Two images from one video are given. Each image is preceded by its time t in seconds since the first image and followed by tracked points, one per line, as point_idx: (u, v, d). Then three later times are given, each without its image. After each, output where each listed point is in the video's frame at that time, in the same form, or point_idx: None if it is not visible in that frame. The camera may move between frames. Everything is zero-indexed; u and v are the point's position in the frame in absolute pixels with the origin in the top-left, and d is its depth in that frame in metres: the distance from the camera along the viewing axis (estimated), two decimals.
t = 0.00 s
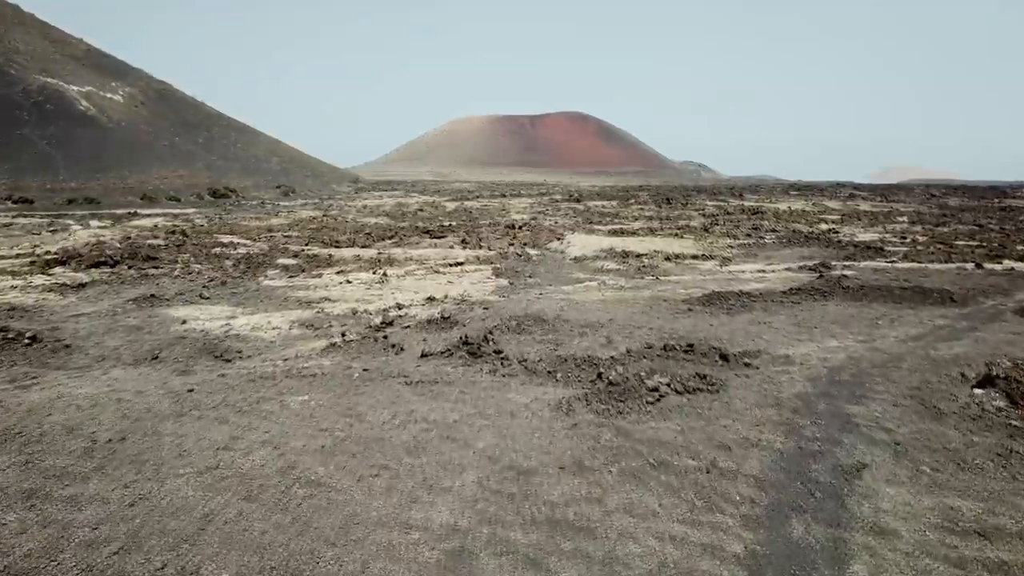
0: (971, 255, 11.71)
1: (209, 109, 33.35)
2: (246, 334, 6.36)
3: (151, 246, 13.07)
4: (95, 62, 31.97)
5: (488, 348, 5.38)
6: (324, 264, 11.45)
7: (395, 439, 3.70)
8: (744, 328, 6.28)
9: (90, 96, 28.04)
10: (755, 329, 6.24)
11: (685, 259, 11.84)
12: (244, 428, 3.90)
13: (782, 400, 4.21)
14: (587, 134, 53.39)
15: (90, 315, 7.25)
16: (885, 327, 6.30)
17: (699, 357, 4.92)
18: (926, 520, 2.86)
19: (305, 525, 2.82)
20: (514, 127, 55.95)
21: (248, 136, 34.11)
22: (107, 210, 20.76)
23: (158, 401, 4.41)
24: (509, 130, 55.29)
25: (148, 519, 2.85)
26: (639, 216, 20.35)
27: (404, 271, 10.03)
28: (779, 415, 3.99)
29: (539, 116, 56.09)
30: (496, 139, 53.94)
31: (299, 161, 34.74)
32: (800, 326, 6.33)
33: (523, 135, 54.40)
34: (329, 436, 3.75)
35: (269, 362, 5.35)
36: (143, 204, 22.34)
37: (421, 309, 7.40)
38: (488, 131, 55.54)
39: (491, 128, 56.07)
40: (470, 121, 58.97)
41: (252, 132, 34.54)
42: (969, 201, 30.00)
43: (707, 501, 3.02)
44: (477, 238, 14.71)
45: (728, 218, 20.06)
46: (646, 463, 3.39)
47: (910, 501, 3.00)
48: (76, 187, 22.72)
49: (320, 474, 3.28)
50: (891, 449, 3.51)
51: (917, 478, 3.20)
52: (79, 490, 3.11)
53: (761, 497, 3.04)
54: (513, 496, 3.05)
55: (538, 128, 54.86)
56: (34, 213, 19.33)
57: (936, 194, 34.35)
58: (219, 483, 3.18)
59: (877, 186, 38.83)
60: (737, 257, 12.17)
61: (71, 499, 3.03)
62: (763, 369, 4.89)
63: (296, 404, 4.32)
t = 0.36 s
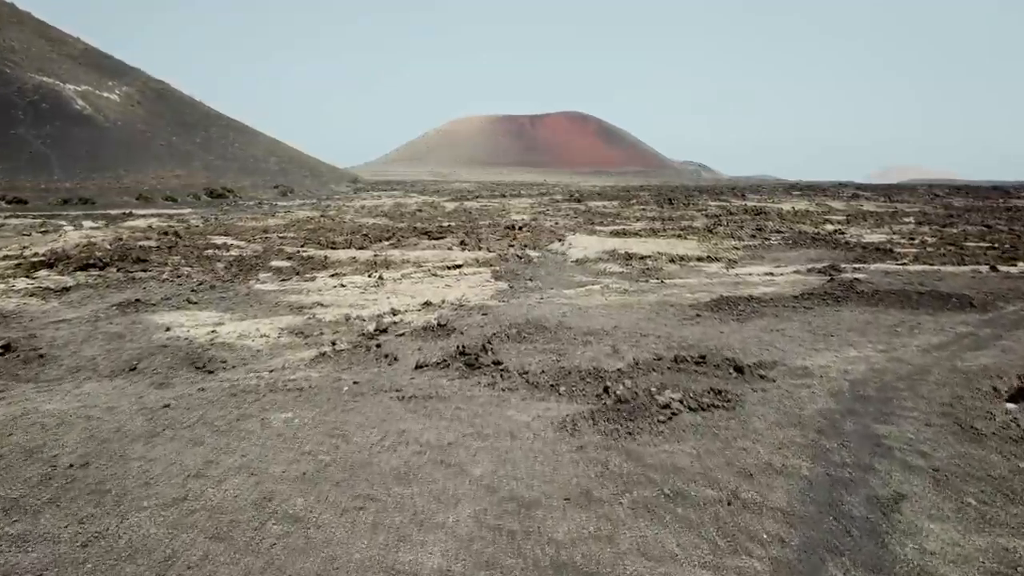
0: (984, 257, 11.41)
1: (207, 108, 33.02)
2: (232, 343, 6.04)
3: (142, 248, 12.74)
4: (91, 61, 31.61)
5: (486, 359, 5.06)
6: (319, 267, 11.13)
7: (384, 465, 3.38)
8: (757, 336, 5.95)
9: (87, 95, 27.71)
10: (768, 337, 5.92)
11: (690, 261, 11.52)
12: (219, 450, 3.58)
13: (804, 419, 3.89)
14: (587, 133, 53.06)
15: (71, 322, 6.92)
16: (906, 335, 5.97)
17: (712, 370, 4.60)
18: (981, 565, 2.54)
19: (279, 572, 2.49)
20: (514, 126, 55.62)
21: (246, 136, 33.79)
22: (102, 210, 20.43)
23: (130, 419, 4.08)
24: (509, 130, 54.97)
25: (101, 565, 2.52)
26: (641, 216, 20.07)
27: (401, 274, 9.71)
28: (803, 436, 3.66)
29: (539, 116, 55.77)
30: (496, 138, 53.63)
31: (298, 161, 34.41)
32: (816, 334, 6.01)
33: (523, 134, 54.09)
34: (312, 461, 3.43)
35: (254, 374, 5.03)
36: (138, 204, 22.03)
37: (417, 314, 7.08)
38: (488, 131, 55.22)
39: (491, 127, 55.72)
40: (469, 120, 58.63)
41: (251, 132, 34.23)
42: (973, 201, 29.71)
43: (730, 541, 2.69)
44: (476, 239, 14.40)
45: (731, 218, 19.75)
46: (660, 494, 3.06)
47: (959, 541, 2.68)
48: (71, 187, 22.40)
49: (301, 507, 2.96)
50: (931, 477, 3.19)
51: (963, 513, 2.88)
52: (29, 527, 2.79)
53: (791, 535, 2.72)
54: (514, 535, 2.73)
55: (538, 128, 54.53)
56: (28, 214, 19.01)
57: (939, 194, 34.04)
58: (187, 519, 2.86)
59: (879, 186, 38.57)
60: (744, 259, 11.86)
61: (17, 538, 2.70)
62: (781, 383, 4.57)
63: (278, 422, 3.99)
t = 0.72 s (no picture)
0: (997, 259, 11.09)
1: (204, 108, 32.67)
2: (216, 352, 5.72)
3: (133, 250, 12.41)
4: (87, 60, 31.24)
5: (485, 372, 4.74)
6: (313, 270, 10.80)
7: (371, 496, 3.06)
8: (771, 345, 5.63)
9: (83, 94, 27.40)
10: (784, 347, 5.59)
11: (696, 264, 11.19)
12: (190, 478, 3.25)
13: (831, 441, 3.57)
14: (588, 133, 52.73)
15: (50, 329, 6.61)
16: (928, 344, 5.65)
17: (728, 386, 4.28)
18: None
19: None
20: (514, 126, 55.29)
21: (244, 135, 33.47)
22: (96, 211, 20.09)
23: (97, 440, 3.76)
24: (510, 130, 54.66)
25: None
26: (644, 216, 19.77)
27: (396, 277, 9.38)
28: (831, 460, 3.34)
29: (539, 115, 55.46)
30: (496, 138, 53.33)
31: (296, 161, 34.10)
32: (833, 343, 5.69)
33: (523, 134, 53.78)
34: (292, 490, 3.11)
35: (237, 388, 4.71)
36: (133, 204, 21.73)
37: (413, 321, 6.75)
38: (488, 131, 54.90)
39: (491, 127, 55.41)
40: (469, 120, 58.31)
41: (249, 131, 33.93)
42: (977, 201, 29.42)
43: None
44: (475, 240, 14.10)
45: (735, 219, 19.45)
46: (679, 531, 2.74)
47: None
48: (66, 187, 22.06)
49: (277, 548, 2.64)
50: (979, 511, 2.87)
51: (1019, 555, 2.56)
52: None
53: None
54: None
55: (538, 127, 54.21)
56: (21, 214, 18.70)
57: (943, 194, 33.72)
58: (147, 563, 2.54)
59: (883, 186, 38.26)
60: (750, 261, 11.56)
61: None
62: (802, 399, 4.25)
63: (259, 444, 3.67)
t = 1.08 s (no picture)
0: (1011, 262, 10.80)
1: (201, 107, 32.34)
2: (200, 362, 5.41)
3: (122, 251, 12.08)
4: (82, 58, 30.88)
5: (483, 386, 4.43)
6: (307, 273, 10.48)
7: (355, 533, 2.75)
8: (787, 355, 5.31)
9: (78, 93, 27.06)
10: (800, 357, 5.28)
11: (701, 266, 10.88)
12: (156, 512, 2.95)
13: (862, 468, 3.26)
14: (588, 133, 52.41)
15: (27, 337, 6.29)
16: (953, 353, 5.34)
17: (746, 403, 3.97)
18: None
19: None
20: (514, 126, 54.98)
21: (241, 134, 33.13)
22: (90, 211, 19.77)
23: (59, 465, 3.46)
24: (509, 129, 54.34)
25: None
26: (646, 217, 19.45)
27: (392, 281, 9.06)
28: (865, 491, 3.03)
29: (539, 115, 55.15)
30: (495, 138, 53.02)
31: (294, 160, 33.76)
32: (852, 353, 5.37)
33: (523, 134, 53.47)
34: (267, 527, 2.81)
35: (217, 404, 4.40)
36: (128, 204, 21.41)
37: (408, 328, 6.44)
38: (487, 130, 54.58)
39: (491, 126, 55.08)
40: (469, 120, 57.98)
41: (246, 131, 33.58)
42: (981, 201, 29.13)
43: None
44: (475, 241, 13.78)
45: (738, 220, 19.14)
46: None
47: None
48: (60, 187, 21.74)
49: None
50: None
51: None
52: None
53: None
54: None
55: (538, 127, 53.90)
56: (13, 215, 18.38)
57: (947, 194, 33.40)
58: None
59: (885, 186, 37.99)
60: (756, 264, 11.24)
61: None
62: (826, 417, 3.94)
63: (235, 469, 3.37)
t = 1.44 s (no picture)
0: None
1: (199, 106, 32.04)
2: (181, 373, 5.11)
3: (113, 253, 11.78)
4: (79, 57, 30.58)
5: (481, 402, 4.13)
6: (301, 276, 10.17)
7: None
8: (804, 366, 5.00)
9: (74, 92, 26.74)
10: (818, 368, 4.97)
11: (706, 269, 10.58)
12: (115, 550, 2.66)
13: (899, 498, 2.95)
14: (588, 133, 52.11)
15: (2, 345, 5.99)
16: (981, 364, 5.03)
17: (765, 421, 3.67)
18: None
19: None
20: (514, 126, 54.69)
21: (238, 134, 32.82)
22: (84, 212, 19.47)
23: (14, 493, 3.17)
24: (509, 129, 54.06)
25: None
26: (648, 218, 19.16)
27: (388, 284, 8.75)
28: (903, 527, 2.73)
29: (539, 115, 54.87)
30: (495, 138, 52.76)
31: (292, 160, 33.44)
32: (873, 363, 5.07)
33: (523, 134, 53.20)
34: (238, 569, 2.51)
35: (195, 421, 4.10)
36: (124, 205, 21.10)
37: (403, 336, 6.13)
38: (487, 130, 54.32)
39: (491, 126, 54.81)
40: (469, 120, 57.68)
41: (244, 130, 33.28)
42: (985, 201, 28.85)
43: None
44: (474, 243, 13.48)
45: (741, 220, 18.86)
46: None
47: None
48: (54, 187, 21.43)
49: None
50: None
51: None
52: None
53: None
54: None
55: (538, 127, 53.62)
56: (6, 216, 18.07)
57: (950, 194, 33.10)
58: None
59: (888, 186, 37.73)
60: (762, 266, 10.96)
61: None
62: (852, 436, 3.64)
63: (207, 498, 3.06)
